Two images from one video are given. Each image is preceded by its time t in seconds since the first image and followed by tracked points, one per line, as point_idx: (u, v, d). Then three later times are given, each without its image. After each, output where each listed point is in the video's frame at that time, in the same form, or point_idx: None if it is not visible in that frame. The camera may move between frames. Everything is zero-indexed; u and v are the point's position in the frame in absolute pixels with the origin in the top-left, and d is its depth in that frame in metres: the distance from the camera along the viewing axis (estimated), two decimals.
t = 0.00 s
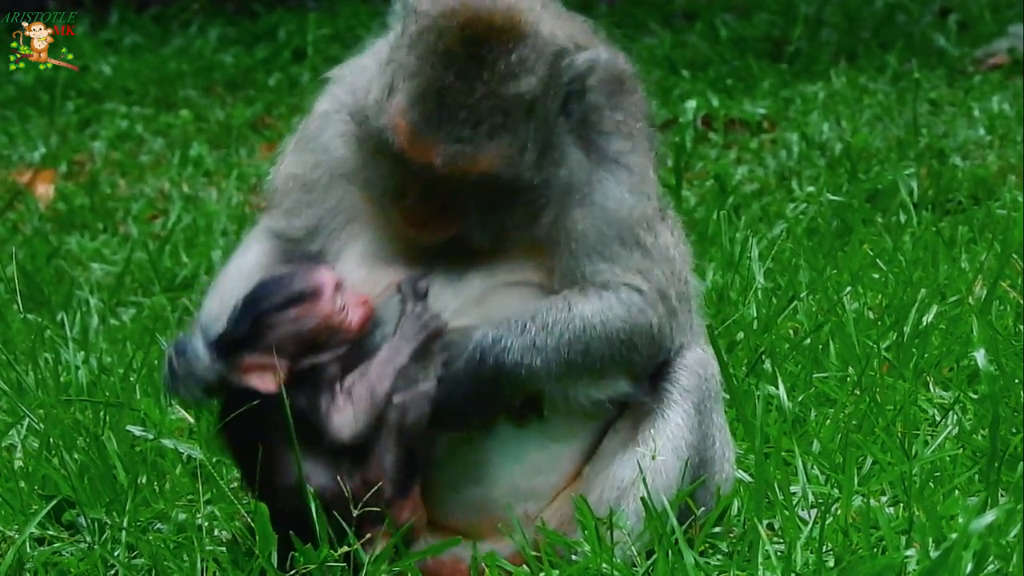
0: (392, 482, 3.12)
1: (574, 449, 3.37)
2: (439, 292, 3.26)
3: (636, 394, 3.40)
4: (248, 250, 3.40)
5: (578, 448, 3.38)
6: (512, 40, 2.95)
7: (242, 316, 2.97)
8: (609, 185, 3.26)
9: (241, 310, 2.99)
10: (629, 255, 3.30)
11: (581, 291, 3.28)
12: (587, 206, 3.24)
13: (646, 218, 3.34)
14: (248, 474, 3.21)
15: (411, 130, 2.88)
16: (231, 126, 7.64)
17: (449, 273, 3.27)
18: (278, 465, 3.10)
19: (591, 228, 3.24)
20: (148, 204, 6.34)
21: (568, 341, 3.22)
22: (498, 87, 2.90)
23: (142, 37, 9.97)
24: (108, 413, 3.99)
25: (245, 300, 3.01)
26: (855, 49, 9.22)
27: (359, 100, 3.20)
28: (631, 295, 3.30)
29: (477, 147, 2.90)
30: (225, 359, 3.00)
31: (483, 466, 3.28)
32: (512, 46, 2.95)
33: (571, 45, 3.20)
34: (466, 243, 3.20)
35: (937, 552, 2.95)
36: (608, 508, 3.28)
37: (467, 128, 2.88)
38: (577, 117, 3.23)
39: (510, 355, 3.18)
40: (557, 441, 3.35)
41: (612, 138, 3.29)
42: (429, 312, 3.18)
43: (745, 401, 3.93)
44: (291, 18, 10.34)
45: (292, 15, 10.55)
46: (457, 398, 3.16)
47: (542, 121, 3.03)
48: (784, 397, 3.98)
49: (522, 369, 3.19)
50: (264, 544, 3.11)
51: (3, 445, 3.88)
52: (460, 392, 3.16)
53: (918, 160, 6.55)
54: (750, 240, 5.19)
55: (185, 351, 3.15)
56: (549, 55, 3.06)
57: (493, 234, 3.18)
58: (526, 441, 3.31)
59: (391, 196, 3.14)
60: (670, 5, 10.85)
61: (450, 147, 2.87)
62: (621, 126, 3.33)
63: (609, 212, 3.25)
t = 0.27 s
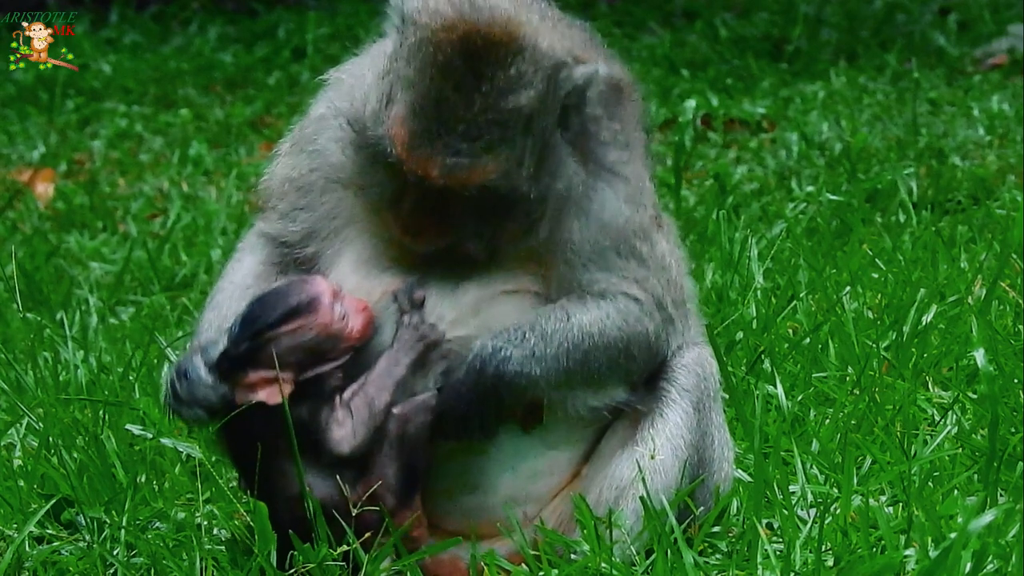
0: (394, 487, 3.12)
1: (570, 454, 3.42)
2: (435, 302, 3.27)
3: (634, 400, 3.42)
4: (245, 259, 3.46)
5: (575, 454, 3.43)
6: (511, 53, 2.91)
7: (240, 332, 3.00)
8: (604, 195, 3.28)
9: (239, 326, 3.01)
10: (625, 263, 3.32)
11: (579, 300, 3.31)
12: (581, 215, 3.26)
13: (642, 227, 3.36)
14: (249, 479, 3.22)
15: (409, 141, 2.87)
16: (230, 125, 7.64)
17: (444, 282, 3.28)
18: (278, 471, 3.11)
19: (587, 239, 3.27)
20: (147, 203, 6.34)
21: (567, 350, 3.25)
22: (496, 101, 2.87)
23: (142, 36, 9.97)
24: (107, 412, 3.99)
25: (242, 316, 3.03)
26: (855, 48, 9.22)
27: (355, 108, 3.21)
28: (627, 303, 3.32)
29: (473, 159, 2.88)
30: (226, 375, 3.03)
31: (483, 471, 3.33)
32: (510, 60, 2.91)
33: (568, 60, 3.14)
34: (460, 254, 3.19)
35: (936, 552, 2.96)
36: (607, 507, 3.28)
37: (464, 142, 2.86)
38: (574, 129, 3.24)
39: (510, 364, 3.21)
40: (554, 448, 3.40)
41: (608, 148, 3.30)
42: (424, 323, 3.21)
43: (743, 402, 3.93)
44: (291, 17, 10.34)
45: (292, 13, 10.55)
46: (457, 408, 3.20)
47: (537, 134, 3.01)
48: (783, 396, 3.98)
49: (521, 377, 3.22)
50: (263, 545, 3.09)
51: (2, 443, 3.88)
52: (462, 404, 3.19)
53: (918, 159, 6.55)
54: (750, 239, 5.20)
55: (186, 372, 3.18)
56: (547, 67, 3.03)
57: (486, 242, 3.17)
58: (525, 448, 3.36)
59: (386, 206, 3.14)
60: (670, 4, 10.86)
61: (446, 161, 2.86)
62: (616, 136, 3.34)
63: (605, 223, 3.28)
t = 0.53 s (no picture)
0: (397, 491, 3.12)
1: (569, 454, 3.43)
2: (433, 305, 3.25)
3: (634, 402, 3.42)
4: (242, 261, 3.46)
5: (573, 456, 3.44)
6: (512, 59, 2.92)
7: (239, 342, 2.98)
8: (602, 199, 3.29)
9: (238, 338, 2.99)
10: (625, 267, 3.33)
11: (580, 304, 3.32)
12: (581, 219, 3.26)
13: (641, 230, 3.37)
14: (247, 480, 3.19)
15: (409, 145, 2.87)
16: (230, 123, 7.64)
17: (442, 284, 3.27)
18: (277, 474, 3.09)
19: (586, 243, 3.28)
20: (147, 202, 6.34)
21: (568, 354, 3.25)
22: (496, 106, 2.88)
23: (142, 34, 9.97)
24: (107, 410, 3.99)
25: (240, 326, 3.01)
26: (855, 47, 9.22)
27: (353, 110, 3.21)
28: (627, 306, 3.33)
29: (473, 162, 2.88)
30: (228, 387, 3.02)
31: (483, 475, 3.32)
32: (511, 65, 2.92)
33: (569, 65, 3.14)
34: (458, 255, 3.19)
35: (935, 551, 2.96)
36: (606, 506, 3.28)
37: (464, 145, 2.86)
38: (573, 134, 3.23)
39: (512, 368, 3.20)
40: (553, 451, 3.40)
41: (608, 152, 3.31)
42: (422, 327, 3.20)
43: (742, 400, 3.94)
44: (291, 16, 10.34)
45: (292, 12, 10.55)
46: (456, 415, 3.17)
47: (537, 139, 3.00)
48: (782, 395, 3.98)
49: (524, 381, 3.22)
50: (262, 545, 3.09)
51: (1, 442, 3.88)
52: (464, 410, 3.18)
53: (918, 158, 6.56)
54: (750, 238, 5.20)
55: (188, 385, 3.23)
56: (548, 74, 3.03)
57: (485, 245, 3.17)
58: (525, 452, 3.36)
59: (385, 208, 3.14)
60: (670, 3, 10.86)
61: (447, 166, 2.86)
62: (614, 140, 3.34)
63: (605, 226, 3.28)
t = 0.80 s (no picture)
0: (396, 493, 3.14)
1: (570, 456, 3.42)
2: (434, 310, 3.24)
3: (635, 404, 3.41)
4: (241, 266, 3.46)
5: (573, 460, 3.43)
6: (511, 61, 2.96)
7: (242, 352, 2.99)
8: (601, 201, 3.29)
9: (239, 346, 3.00)
10: (624, 268, 3.33)
11: (580, 306, 3.31)
12: (580, 221, 3.27)
13: (639, 232, 3.37)
14: (245, 479, 3.17)
15: (409, 148, 2.89)
16: (229, 123, 7.64)
17: (442, 288, 3.26)
18: (276, 474, 3.09)
19: (586, 245, 3.27)
20: (146, 201, 6.33)
21: (570, 357, 3.25)
22: (496, 108, 2.91)
23: (141, 33, 9.97)
24: (106, 409, 3.99)
25: (242, 334, 3.02)
26: (854, 48, 9.23)
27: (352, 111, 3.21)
28: (627, 308, 3.33)
29: (472, 164, 2.89)
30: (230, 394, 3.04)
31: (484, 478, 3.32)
32: (510, 67, 2.95)
33: (566, 68, 3.12)
34: (457, 258, 3.20)
35: (934, 550, 2.96)
36: (606, 506, 3.28)
37: (463, 148, 2.88)
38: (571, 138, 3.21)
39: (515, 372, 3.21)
40: (553, 454, 3.40)
41: (606, 154, 3.32)
42: (423, 332, 3.20)
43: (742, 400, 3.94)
44: (291, 15, 10.34)
45: (291, 11, 10.55)
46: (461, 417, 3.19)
47: (536, 142, 3.01)
48: (782, 395, 3.98)
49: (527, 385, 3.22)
50: (259, 542, 3.09)
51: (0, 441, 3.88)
52: (466, 414, 3.20)
53: (918, 158, 6.56)
54: (749, 238, 5.20)
55: (191, 398, 3.23)
56: (548, 76, 3.05)
57: (484, 248, 3.16)
58: (525, 456, 3.36)
59: (382, 210, 3.13)
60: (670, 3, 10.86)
61: (447, 168, 2.87)
62: (612, 143, 3.36)
63: (604, 229, 3.29)
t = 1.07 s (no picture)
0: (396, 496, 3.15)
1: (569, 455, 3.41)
2: (434, 313, 3.25)
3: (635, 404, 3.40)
4: (241, 269, 3.46)
5: (573, 461, 3.42)
6: (509, 63, 2.93)
7: (243, 358, 2.98)
8: (601, 203, 3.28)
9: (240, 352, 3.00)
10: (624, 270, 3.31)
11: (581, 307, 3.30)
12: (581, 223, 3.25)
13: (639, 233, 3.35)
14: (243, 478, 3.18)
15: (408, 152, 2.88)
16: (229, 122, 7.64)
17: (442, 291, 3.27)
18: (276, 475, 3.10)
19: (585, 247, 3.26)
20: (146, 200, 6.33)
21: (572, 360, 3.23)
22: (494, 112, 2.89)
23: (141, 32, 9.96)
24: (105, 408, 3.99)
25: (242, 339, 3.01)
26: (854, 47, 9.23)
27: (351, 114, 3.19)
28: (628, 309, 3.31)
29: (471, 168, 2.89)
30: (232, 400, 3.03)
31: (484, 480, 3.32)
32: (508, 70, 2.93)
33: (564, 71, 3.11)
34: (455, 260, 3.18)
35: (933, 550, 2.96)
36: (605, 505, 3.28)
37: (462, 152, 2.87)
38: (570, 141, 3.21)
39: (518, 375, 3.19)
40: (555, 457, 3.39)
41: (604, 156, 3.31)
42: (423, 336, 3.20)
43: (741, 399, 3.94)
44: (291, 14, 10.34)
45: (291, 11, 10.55)
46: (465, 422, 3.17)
47: (535, 145, 3.01)
48: (781, 394, 3.98)
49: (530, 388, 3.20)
50: (259, 542, 3.10)
51: None
52: (469, 418, 3.18)
53: (918, 158, 6.56)
54: (749, 237, 5.20)
55: (195, 405, 3.20)
56: (545, 79, 3.03)
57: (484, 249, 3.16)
58: (526, 459, 3.35)
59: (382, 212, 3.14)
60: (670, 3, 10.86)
61: (445, 171, 2.87)
62: (610, 145, 3.35)
63: (604, 230, 3.27)
